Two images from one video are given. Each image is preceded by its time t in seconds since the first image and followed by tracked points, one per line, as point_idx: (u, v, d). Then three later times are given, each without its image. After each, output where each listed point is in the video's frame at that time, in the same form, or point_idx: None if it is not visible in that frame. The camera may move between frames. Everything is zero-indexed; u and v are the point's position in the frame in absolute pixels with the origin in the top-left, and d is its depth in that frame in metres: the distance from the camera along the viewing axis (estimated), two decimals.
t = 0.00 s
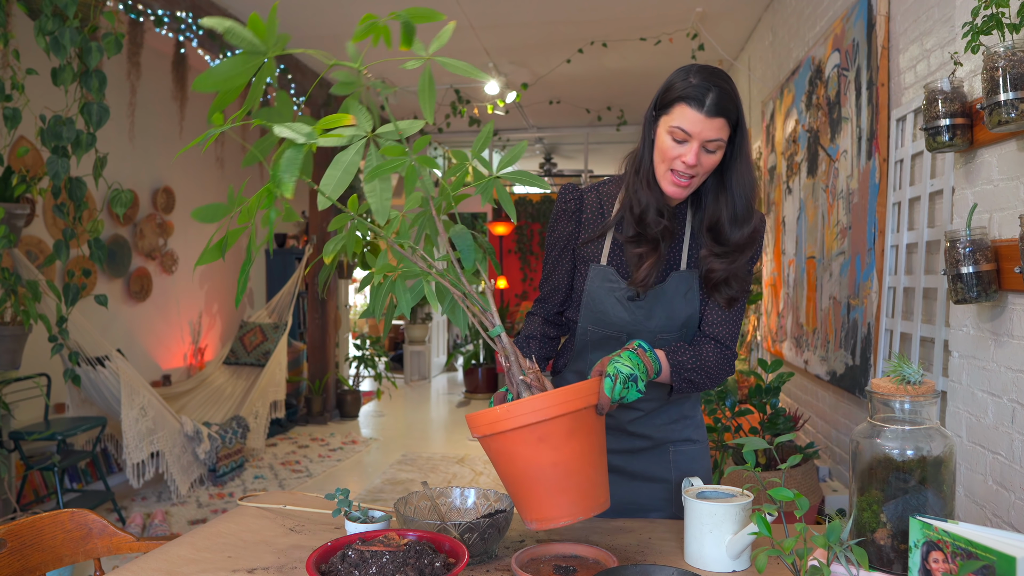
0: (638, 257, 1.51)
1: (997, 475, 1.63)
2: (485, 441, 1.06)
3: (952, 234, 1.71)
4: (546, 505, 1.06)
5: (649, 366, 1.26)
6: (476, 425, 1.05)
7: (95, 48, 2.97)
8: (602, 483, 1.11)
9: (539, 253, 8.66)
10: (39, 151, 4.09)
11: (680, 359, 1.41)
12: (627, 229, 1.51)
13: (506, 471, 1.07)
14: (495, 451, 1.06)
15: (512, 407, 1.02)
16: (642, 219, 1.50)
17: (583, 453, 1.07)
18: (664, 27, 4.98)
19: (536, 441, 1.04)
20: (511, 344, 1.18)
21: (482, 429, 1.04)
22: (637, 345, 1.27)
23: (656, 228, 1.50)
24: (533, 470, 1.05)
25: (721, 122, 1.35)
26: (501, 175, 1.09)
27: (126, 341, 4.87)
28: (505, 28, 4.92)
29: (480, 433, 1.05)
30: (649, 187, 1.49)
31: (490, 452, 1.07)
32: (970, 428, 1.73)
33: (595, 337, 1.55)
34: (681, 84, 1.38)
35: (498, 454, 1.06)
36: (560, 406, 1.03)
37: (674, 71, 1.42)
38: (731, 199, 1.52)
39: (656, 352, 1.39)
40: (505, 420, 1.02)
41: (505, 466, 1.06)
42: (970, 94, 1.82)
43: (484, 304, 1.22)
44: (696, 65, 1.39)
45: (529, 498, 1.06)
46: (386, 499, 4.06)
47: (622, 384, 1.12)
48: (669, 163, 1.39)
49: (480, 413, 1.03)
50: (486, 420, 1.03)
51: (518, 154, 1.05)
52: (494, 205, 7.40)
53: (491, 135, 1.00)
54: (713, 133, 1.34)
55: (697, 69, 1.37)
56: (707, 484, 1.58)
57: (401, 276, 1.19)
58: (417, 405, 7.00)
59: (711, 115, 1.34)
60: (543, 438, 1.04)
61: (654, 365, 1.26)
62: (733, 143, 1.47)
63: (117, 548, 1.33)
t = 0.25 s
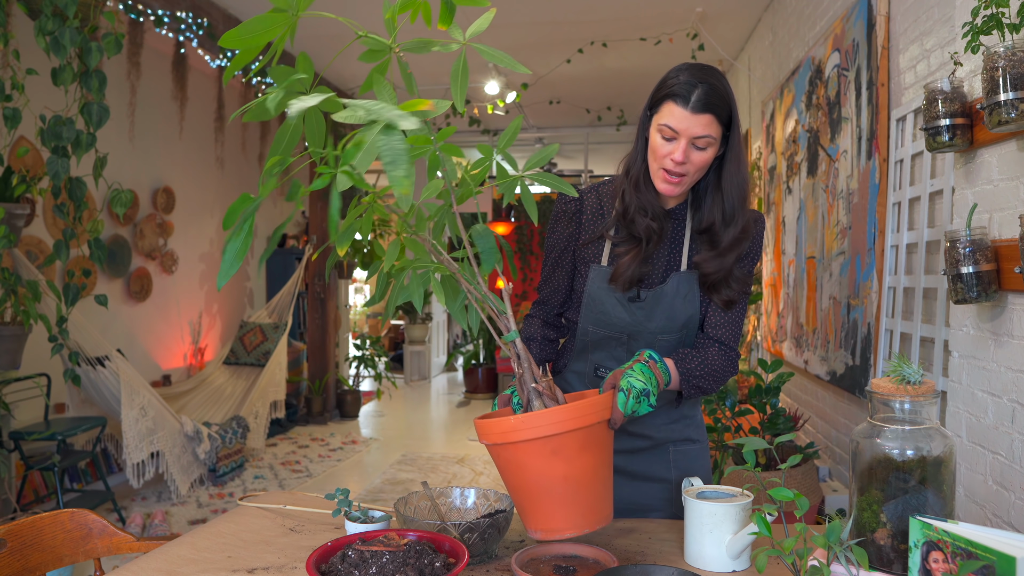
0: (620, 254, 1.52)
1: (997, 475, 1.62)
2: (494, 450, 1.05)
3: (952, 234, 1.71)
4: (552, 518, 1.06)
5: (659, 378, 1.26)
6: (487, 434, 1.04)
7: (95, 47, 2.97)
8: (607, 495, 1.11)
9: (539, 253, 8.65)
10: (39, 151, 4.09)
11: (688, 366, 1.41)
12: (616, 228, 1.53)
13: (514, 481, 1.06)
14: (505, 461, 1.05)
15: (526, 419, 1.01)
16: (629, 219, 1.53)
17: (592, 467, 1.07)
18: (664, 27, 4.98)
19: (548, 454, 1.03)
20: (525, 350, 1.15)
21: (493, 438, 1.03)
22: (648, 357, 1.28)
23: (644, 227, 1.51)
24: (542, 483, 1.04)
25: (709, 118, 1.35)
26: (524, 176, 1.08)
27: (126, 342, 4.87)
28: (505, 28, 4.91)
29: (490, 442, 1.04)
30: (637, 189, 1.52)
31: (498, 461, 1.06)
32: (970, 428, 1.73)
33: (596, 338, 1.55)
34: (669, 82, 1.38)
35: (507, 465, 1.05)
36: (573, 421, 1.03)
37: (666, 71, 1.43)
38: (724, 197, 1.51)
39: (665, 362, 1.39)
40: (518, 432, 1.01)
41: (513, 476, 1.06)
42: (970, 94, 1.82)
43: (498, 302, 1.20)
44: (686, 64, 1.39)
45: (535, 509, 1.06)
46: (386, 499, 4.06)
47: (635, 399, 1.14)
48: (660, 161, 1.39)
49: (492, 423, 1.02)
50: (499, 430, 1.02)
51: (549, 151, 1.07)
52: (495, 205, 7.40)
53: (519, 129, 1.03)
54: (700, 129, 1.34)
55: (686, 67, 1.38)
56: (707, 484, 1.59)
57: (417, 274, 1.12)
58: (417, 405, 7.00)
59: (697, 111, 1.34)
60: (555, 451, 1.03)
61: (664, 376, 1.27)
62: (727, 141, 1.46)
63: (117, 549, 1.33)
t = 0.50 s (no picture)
0: (625, 254, 1.52)
1: (997, 475, 1.63)
2: (500, 457, 1.03)
3: (952, 234, 1.71)
4: (555, 525, 1.05)
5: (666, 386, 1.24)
6: (494, 442, 1.01)
7: (95, 47, 2.97)
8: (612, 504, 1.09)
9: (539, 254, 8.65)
10: (39, 151, 4.09)
11: (693, 372, 1.41)
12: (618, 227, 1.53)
13: (519, 489, 1.04)
14: (511, 468, 1.03)
15: (535, 430, 0.98)
16: (632, 218, 1.52)
17: (599, 478, 1.05)
18: (664, 27, 4.98)
19: (556, 465, 1.01)
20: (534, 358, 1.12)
21: (501, 446, 1.01)
22: (655, 365, 1.27)
23: (647, 225, 1.51)
24: (548, 492, 1.02)
25: (705, 115, 1.35)
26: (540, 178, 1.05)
27: (126, 341, 4.87)
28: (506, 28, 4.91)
29: (497, 450, 1.02)
30: (637, 188, 1.52)
31: (504, 468, 1.04)
32: (970, 428, 1.73)
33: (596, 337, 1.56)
34: (665, 81, 1.38)
35: (513, 473, 1.03)
36: (583, 433, 1.01)
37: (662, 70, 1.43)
38: (723, 195, 1.51)
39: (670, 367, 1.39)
40: (527, 443, 0.99)
41: (518, 483, 1.04)
42: (970, 94, 1.82)
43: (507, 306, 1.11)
44: (681, 63, 1.39)
45: (539, 517, 1.05)
46: (386, 499, 4.06)
47: (643, 411, 1.13)
48: (658, 160, 1.39)
49: (500, 432, 1.00)
50: (507, 439, 1.00)
51: (573, 154, 1.04)
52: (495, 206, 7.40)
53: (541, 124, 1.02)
54: (697, 127, 1.34)
55: (682, 65, 1.38)
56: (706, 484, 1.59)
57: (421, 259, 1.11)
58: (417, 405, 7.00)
59: (693, 109, 1.34)
60: (563, 462, 1.01)
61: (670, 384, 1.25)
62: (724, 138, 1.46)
63: (117, 549, 1.33)
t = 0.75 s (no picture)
0: (628, 255, 1.52)
1: (997, 475, 1.63)
2: (503, 460, 1.02)
3: (952, 234, 1.71)
4: (557, 528, 1.04)
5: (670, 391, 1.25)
6: (498, 445, 1.00)
7: (95, 48, 2.97)
8: (614, 507, 1.08)
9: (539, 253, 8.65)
10: (39, 152, 4.09)
11: (696, 375, 1.42)
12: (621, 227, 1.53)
13: (522, 492, 1.03)
14: (514, 472, 1.02)
15: (540, 434, 0.97)
16: (634, 218, 1.53)
17: (603, 482, 1.04)
18: (664, 27, 4.98)
19: (560, 469, 1.00)
20: (540, 361, 1.11)
21: (505, 450, 1.00)
22: (659, 368, 1.27)
23: (650, 225, 1.51)
24: (551, 497, 1.01)
25: (706, 117, 1.35)
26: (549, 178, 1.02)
27: (126, 342, 4.87)
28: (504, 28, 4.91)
29: (501, 453, 1.01)
30: (639, 189, 1.52)
31: (507, 471, 1.03)
32: (970, 428, 1.73)
33: (597, 336, 1.56)
34: (667, 82, 1.39)
35: (516, 476, 1.02)
36: (587, 438, 1.00)
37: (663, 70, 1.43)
38: (724, 195, 1.52)
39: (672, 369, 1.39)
40: (532, 447, 0.98)
41: (521, 487, 1.03)
42: (970, 94, 1.82)
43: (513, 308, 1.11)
44: (682, 64, 1.40)
45: (541, 520, 1.03)
46: (386, 499, 4.06)
47: (647, 414, 1.13)
48: (660, 161, 1.39)
49: (505, 436, 0.99)
50: (511, 443, 0.99)
51: (585, 156, 1.00)
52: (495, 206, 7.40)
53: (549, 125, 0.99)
54: (699, 128, 1.34)
55: (683, 66, 1.38)
56: (706, 484, 1.59)
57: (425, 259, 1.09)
58: (417, 405, 6.99)
59: (695, 110, 1.34)
60: (567, 467, 1.00)
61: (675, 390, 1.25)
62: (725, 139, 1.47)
63: (117, 549, 1.33)
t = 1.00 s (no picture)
0: (630, 256, 1.52)
1: (997, 475, 1.62)
2: (505, 466, 1.02)
3: (952, 234, 1.71)
4: (555, 538, 1.03)
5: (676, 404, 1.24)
6: (500, 451, 1.00)
7: (95, 47, 2.96)
8: (615, 520, 1.07)
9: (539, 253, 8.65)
10: (39, 151, 4.09)
11: (700, 383, 1.42)
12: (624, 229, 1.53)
13: (521, 499, 1.03)
14: (515, 479, 1.02)
15: (542, 444, 0.97)
16: (636, 219, 1.52)
17: (604, 494, 1.03)
18: (664, 27, 4.98)
19: (561, 480, 0.99)
20: (545, 368, 1.10)
21: (506, 457, 0.99)
22: (664, 379, 1.26)
23: (653, 228, 1.51)
24: (551, 506, 1.00)
25: (710, 118, 1.35)
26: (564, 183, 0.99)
27: (127, 342, 4.87)
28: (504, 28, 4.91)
29: (502, 460, 1.00)
30: (643, 191, 1.52)
31: (508, 478, 1.03)
32: (970, 428, 1.73)
33: (597, 336, 1.56)
34: (669, 84, 1.39)
35: (517, 484, 1.02)
36: (589, 450, 0.99)
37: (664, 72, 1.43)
38: (728, 195, 1.52)
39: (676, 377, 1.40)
40: (533, 456, 0.98)
41: (522, 494, 1.02)
42: (970, 94, 1.82)
43: (521, 314, 1.12)
44: (684, 65, 1.40)
45: (540, 529, 1.03)
46: (386, 499, 4.06)
47: (651, 428, 1.14)
48: (664, 163, 1.39)
49: (507, 442, 0.99)
50: (512, 451, 0.99)
51: (603, 162, 0.99)
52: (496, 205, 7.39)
53: (564, 129, 0.99)
54: (702, 130, 1.34)
55: (684, 67, 1.38)
56: (707, 484, 1.59)
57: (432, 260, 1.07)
58: (417, 405, 6.99)
59: (698, 112, 1.34)
60: (568, 478, 0.99)
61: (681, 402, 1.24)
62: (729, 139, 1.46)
63: (117, 549, 1.33)
